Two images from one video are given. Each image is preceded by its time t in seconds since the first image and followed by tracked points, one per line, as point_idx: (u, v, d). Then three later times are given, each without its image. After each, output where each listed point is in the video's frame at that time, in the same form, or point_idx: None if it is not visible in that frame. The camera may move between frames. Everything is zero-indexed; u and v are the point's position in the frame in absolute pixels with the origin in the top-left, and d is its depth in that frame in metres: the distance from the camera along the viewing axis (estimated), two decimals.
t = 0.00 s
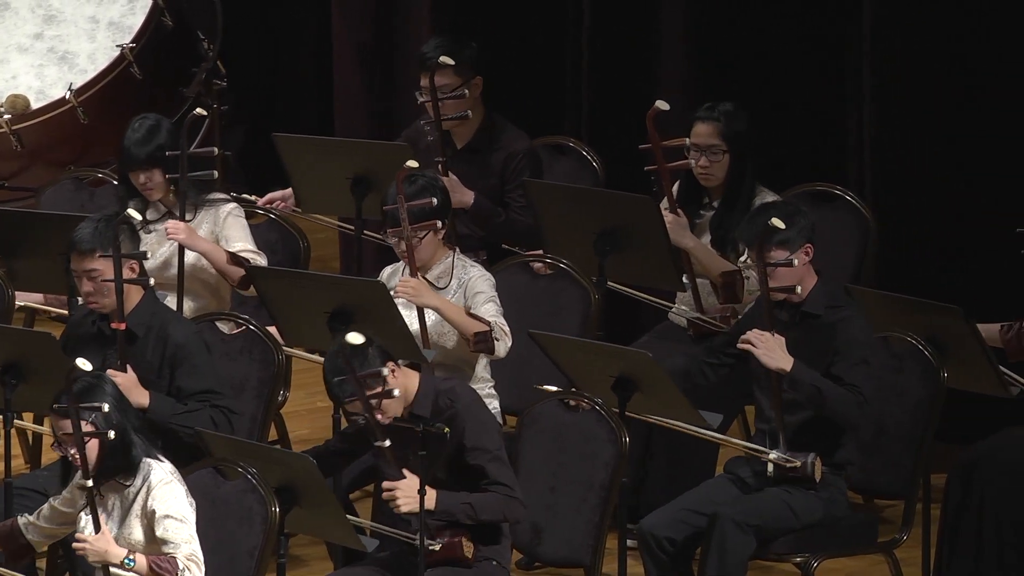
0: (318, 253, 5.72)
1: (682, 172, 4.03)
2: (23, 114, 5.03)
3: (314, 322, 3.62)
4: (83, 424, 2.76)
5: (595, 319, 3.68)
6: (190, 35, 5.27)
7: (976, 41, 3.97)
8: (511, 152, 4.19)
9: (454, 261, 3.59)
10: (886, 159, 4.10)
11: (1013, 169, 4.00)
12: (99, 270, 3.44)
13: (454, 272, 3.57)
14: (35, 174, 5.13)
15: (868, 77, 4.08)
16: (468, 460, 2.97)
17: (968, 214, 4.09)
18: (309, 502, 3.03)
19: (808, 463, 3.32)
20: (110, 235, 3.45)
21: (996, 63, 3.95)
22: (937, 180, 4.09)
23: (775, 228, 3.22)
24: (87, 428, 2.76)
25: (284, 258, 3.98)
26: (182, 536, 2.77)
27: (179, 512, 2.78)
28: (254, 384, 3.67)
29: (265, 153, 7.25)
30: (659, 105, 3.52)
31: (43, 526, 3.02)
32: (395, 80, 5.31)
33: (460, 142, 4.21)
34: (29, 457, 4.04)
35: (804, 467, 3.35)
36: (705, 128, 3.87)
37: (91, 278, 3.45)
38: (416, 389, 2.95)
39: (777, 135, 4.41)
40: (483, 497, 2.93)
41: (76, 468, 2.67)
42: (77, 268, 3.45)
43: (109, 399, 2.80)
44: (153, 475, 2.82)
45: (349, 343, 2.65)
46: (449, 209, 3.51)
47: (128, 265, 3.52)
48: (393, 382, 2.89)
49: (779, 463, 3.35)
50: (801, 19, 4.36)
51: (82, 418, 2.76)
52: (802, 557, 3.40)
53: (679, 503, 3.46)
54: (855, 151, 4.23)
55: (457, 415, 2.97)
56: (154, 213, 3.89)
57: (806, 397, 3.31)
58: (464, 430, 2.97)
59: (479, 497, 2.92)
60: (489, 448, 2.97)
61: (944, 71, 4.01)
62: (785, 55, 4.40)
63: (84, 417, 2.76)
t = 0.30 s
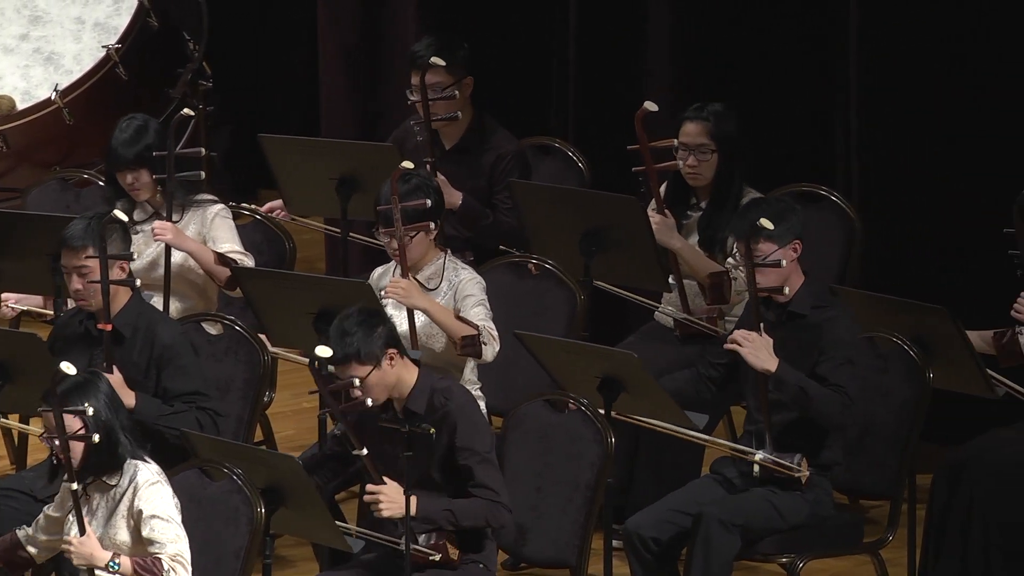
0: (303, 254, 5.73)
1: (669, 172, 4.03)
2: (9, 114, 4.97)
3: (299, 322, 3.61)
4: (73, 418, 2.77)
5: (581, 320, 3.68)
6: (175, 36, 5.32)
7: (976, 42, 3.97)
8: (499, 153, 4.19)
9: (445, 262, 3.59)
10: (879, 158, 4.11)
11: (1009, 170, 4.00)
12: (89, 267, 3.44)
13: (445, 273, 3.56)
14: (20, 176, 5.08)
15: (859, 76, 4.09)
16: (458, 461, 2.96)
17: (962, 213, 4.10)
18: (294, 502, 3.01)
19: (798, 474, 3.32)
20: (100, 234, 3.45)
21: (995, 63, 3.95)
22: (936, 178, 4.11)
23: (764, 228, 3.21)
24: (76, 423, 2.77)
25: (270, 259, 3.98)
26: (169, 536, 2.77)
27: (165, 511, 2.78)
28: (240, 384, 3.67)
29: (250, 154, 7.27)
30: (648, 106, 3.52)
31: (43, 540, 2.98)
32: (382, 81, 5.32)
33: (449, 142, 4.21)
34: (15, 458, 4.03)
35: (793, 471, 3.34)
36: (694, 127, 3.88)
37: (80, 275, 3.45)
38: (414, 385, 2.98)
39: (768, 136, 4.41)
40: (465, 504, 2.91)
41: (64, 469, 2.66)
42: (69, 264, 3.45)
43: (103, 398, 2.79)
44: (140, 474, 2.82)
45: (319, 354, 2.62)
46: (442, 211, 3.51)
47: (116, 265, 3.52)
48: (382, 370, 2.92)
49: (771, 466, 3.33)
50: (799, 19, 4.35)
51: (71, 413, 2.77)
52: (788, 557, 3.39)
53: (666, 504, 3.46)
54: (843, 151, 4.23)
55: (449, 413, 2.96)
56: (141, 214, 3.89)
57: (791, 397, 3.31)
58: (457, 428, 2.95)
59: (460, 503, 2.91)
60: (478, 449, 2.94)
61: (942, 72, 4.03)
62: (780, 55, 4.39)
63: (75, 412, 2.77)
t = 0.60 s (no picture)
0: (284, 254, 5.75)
1: (654, 173, 4.03)
2: None
3: (281, 322, 3.59)
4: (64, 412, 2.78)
5: (564, 320, 3.68)
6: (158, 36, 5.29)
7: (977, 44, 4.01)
8: (484, 154, 4.20)
9: (432, 263, 3.59)
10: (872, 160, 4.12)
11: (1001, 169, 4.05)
12: (74, 270, 3.45)
13: (432, 275, 3.57)
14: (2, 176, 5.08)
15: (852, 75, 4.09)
16: (455, 463, 2.95)
17: (952, 214, 4.13)
18: (277, 503, 3.01)
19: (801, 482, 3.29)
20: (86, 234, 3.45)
21: (996, 63, 3.99)
22: (923, 181, 4.13)
23: (742, 231, 3.21)
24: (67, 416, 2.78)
25: (253, 260, 3.99)
26: (155, 537, 2.77)
27: (151, 511, 2.77)
28: (223, 385, 3.65)
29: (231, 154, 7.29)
30: (634, 108, 3.51)
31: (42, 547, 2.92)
32: (364, 81, 5.33)
33: (434, 142, 4.22)
34: None
35: (776, 470, 3.32)
36: (680, 126, 3.87)
37: (64, 278, 3.46)
38: (417, 382, 3.00)
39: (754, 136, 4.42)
40: (458, 507, 2.90)
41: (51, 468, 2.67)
42: (52, 267, 3.47)
43: (96, 397, 2.79)
44: (125, 475, 2.81)
45: (326, 352, 2.62)
46: (431, 213, 3.55)
47: (101, 267, 3.52)
48: (392, 353, 2.94)
49: (752, 465, 3.30)
50: (796, 21, 4.38)
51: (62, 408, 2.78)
52: (771, 558, 3.37)
53: (649, 503, 3.45)
54: (833, 152, 4.24)
55: (451, 413, 2.97)
56: (127, 215, 3.89)
57: (772, 399, 3.31)
58: (457, 429, 2.96)
59: (454, 507, 2.89)
60: (476, 453, 2.94)
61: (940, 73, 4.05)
62: (774, 57, 4.42)
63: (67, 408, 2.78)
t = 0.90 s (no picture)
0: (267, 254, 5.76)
1: (640, 173, 4.03)
2: None
3: (264, 323, 3.56)
4: (60, 403, 2.78)
5: (548, 320, 3.69)
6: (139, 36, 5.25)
7: (965, 51, 4.02)
8: (467, 155, 4.21)
9: (418, 263, 3.58)
10: (862, 162, 4.17)
11: (986, 176, 4.02)
12: (59, 269, 3.44)
13: (416, 275, 3.56)
14: None
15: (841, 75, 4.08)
16: (455, 466, 2.95)
17: (936, 217, 4.14)
18: (262, 504, 3.00)
19: (790, 485, 3.27)
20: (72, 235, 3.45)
21: (983, 70, 3.99)
22: (919, 182, 4.15)
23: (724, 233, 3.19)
24: (64, 406, 2.78)
25: (238, 260, 4.00)
26: (141, 540, 2.77)
27: (138, 514, 2.78)
28: (207, 385, 3.65)
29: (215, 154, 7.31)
30: (618, 109, 3.50)
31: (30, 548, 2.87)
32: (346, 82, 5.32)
33: (417, 143, 4.22)
34: None
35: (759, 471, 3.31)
36: (665, 127, 3.88)
37: (49, 278, 3.45)
38: (428, 378, 3.02)
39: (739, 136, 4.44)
40: (454, 511, 2.90)
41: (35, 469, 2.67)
42: (37, 266, 3.45)
43: (94, 394, 2.80)
44: (113, 478, 2.81)
45: (346, 340, 2.70)
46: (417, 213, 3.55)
47: (86, 267, 3.51)
48: (413, 342, 2.99)
49: (736, 466, 3.29)
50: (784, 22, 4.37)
51: (61, 398, 2.78)
52: (755, 559, 3.36)
53: (632, 503, 3.44)
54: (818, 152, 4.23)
55: (457, 414, 2.97)
56: (113, 216, 3.89)
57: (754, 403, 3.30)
58: (463, 432, 2.96)
59: (449, 511, 2.89)
60: (479, 459, 2.94)
61: (931, 78, 4.08)
62: (762, 60, 4.42)
63: (66, 397, 2.78)
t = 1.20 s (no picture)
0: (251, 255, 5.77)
1: (623, 173, 4.03)
2: None
3: (248, 322, 3.52)
4: (52, 401, 2.77)
5: (532, 319, 3.69)
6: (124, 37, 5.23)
7: (961, 54, 4.06)
8: (451, 155, 4.22)
9: (402, 263, 3.57)
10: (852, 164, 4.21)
11: (985, 176, 4.07)
12: (43, 269, 3.43)
13: (401, 274, 3.55)
14: None
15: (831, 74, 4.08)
16: (449, 465, 2.95)
17: (934, 217, 4.18)
18: (248, 505, 2.98)
19: (776, 486, 3.25)
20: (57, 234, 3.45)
21: (979, 73, 4.04)
22: (916, 183, 4.19)
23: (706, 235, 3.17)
24: (55, 405, 2.77)
25: (222, 260, 4.00)
26: (127, 544, 2.75)
27: (124, 518, 2.75)
28: (191, 385, 3.64)
29: (201, 154, 7.31)
30: (602, 108, 3.49)
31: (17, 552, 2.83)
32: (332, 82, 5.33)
33: (401, 143, 4.23)
34: None
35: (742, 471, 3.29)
36: (647, 130, 3.87)
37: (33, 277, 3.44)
38: (427, 380, 3.01)
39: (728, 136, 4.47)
40: (442, 512, 2.90)
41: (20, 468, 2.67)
42: (21, 266, 3.44)
43: (87, 397, 2.80)
44: (100, 480, 2.78)
45: (338, 336, 2.67)
46: (400, 213, 3.55)
47: (70, 267, 3.51)
48: (415, 346, 2.97)
49: (719, 466, 3.28)
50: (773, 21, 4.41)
51: (52, 395, 2.77)
52: (738, 559, 3.34)
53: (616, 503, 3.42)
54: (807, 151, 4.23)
55: (456, 417, 2.96)
56: (98, 217, 3.89)
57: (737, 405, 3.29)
58: (460, 433, 2.95)
59: (438, 513, 2.89)
60: (474, 461, 2.94)
61: (926, 80, 4.12)
62: (761, 61, 4.45)
63: (57, 396, 2.77)
